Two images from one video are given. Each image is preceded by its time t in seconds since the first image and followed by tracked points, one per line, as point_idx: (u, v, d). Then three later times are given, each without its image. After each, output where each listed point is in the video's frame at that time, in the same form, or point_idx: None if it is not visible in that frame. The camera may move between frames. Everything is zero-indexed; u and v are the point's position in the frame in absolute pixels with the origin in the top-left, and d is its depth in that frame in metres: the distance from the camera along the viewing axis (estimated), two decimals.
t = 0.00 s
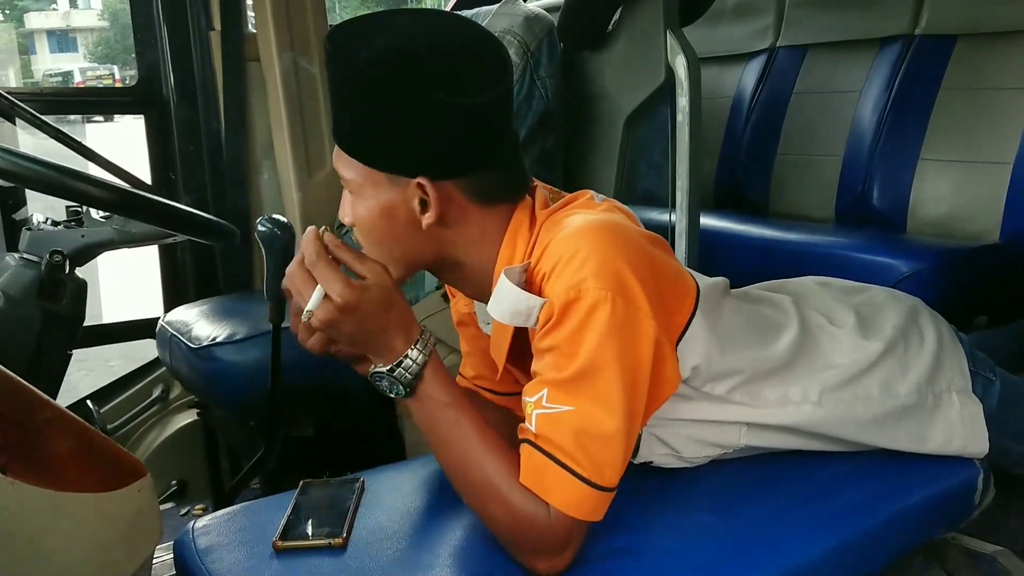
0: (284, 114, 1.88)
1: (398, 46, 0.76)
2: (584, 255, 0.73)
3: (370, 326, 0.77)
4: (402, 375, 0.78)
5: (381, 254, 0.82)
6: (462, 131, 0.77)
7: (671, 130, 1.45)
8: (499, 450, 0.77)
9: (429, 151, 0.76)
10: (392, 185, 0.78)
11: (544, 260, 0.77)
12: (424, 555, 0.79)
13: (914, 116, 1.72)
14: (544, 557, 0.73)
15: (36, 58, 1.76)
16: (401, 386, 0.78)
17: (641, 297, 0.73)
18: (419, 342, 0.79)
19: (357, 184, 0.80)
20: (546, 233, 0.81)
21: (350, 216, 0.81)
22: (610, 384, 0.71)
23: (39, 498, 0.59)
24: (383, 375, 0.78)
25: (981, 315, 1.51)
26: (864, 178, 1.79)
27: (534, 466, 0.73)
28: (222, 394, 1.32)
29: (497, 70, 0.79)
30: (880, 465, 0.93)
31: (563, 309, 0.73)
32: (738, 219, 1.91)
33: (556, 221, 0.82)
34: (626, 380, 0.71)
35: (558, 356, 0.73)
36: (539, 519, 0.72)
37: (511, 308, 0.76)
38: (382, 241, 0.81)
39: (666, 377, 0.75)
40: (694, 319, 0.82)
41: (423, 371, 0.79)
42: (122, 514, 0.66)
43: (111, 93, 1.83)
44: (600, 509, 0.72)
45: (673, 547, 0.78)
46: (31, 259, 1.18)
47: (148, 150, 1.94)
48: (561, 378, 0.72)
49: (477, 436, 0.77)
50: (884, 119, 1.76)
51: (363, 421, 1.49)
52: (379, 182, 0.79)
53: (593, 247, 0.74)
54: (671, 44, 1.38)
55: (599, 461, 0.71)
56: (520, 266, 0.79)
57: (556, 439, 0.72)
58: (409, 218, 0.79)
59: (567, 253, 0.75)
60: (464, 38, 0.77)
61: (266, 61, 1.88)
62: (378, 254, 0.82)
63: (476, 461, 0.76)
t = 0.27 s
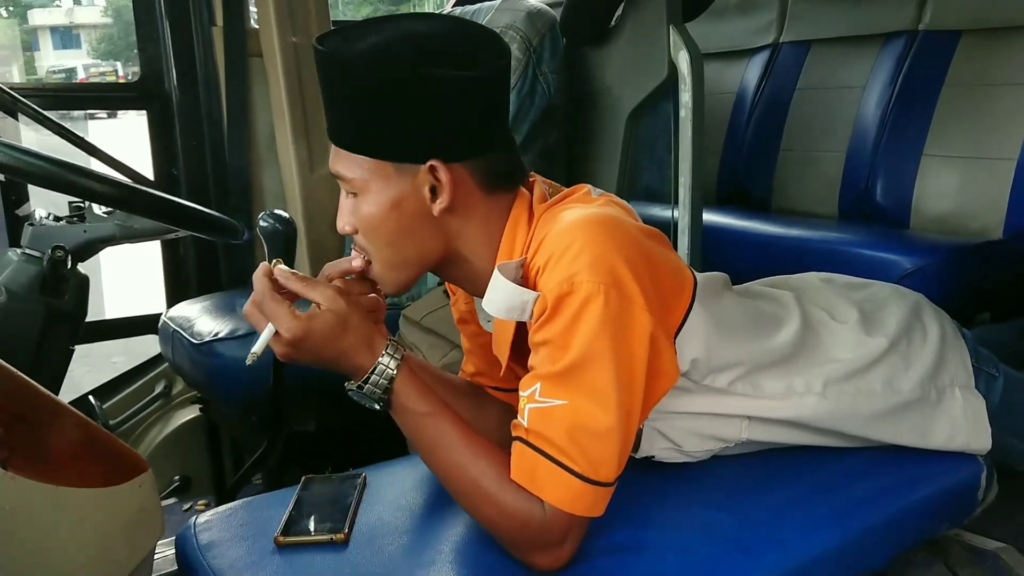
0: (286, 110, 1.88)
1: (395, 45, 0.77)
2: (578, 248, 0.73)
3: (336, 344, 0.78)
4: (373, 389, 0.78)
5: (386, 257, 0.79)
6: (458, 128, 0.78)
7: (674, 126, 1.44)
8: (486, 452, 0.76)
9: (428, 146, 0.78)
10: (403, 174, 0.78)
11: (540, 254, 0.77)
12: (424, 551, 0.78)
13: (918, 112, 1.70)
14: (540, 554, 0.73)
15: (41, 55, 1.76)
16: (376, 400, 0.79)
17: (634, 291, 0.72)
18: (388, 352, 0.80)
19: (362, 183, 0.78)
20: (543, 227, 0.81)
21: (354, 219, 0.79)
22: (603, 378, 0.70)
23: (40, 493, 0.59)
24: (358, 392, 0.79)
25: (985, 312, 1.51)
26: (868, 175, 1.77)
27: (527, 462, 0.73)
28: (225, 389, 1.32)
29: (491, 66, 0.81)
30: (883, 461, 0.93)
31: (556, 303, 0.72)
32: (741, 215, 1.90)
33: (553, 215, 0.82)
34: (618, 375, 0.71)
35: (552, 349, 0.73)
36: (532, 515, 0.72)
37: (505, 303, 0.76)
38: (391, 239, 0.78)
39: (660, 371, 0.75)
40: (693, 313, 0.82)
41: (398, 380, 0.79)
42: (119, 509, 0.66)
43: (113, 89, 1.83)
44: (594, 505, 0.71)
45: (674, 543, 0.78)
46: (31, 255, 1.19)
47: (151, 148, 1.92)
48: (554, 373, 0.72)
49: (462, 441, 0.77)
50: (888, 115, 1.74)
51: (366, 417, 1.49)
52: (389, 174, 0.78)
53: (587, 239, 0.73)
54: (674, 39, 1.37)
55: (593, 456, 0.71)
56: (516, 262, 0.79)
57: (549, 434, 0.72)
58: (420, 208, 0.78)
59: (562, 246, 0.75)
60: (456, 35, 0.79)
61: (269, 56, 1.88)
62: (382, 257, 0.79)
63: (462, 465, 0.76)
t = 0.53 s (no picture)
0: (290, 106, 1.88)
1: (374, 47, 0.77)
2: (575, 243, 0.73)
3: (317, 356, 0.78)
4: (359, 397, 0.78)
5: (385, 253, 0.79)
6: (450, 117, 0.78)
7: (677, 122, 1.43)
8: (479, 454, 0.76)
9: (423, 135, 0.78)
10: (392, 168, 0.78)
11: (537, 249, 0.77)
12: (423, 549, 0.78)
13: (923, 110, 1.69)
14: (537, 551, 0.73)
15: (44, 50, 1.75)
16: (364, 407, 0.79)
17: (631, 287, 0.72)
18: (369, 358, 0.79)
19: (353, 183, 0.79)
20: (540, 222, 0.81)
21: (349, 220, 0.79)
22: (598, 375, 0.70)
23: (41, 486, 0.60)
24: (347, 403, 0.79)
25: (989, 310, 1.50)
26: (872, 172, 1.76)
27: (522, 459, 0.73)
28: (226, 385, 1.32)
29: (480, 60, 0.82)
30: (884, 458, 0.93)
31: (554, 298, 0.72)
32: (743, 213, 1.90)
33: (550, 211, 0.82)
34: (614, 372, 0.71)
35: (548, 344, 0.72)
36: (527, 512, 0.72)
37: (502, 298, 0.76)
38: (388, 235, 0.78)
39: (657, 368, 0.75)
40: (692, 309, 0.82)
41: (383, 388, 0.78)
42: (122, 500, 0.66)
43: (115, 83, 1.82)
44: (590, 502, 0.71)
45: (675, 541, 0.78)
46: (34, 249, 1.18)
47: (153, 143, 1.91)
48: (550, 369, 0.71)
49: (454, 443, 0.77)
50: (892, 112, 1.73)
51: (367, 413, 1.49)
52: (378, 170, 0.78)
53: (584, 234, 0.73)
54: (677, 35, 1.35)
55: (588, 454, 0.70)
56: (514, 259, 0.79)
57: (545, 430, 0.71)
58: (413, 202, 0.78)
59: (559, 241, 0.74)
60: (442, 31, 0.80)
61: (272, 51, 1.88)
62: (381, 254, 0.79)
63: (454, 469, 0.75)
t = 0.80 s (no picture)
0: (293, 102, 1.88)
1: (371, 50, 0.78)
2: (586, 241, 0.73)
3: (307, 359, 0.78)
4: (356, 398, 0.77)
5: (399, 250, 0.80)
6: (451, 108, 0.78)
7: (683, 120, 1.43)
8: (477, 450, 0.76)
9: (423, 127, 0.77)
10: (396, 166, 0.77)
11: (548, 246, 0.77)
12: (426, 545, 0.78)
13: (929, 109, 1.68)
14: (538, 549, 0.73)
15: (48, 45, 1.76)
16: (362, 409, 0.78)
17: (641, 286, 0.72)
18: (363, 361, 0.79)
19: (361, 182, 0.79)
20: (552, 219, 0.81)
21: (361, 219, 0.80)
22: (604, 374, 0.70)
23: (45, 479, 0.60)
24: (343, 406, 0.78)
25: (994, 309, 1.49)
26: (877, 171, 1.76)
27: (523, 458, 0.72)
28: (229, 380, 1.32)
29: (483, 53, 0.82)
30: (888, 459, 0.93)
31: (562, 296, 0.72)
32: (748, 211, 1.89)
33: (561, 207, 0.82)
34: (619, 372, 0.70)
35: (555, 342, 0.72)
36: (529, 511, 0.72)
37: (510, 295, 0.75)
38: (398, 231, 0.78)
39: (664, 368, 0.74)
40: (702, 307, 0.81)
41: (379, 389, 0.78)
42: (125, 494, 0.66)
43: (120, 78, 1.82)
44: (592, 501, 0.71)
45: (679, 539, 0.78)
46: (38, 243, 1.18)
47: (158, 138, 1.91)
48: (556, 368, 0.71)
49: (451, 443, 0.76)
50: (898, 111, 1.72)
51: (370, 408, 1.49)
52: (383, 169, 0.78)
53: (596, 233, 0.73)
54: (683, 32, 1.35)
55: (591, 453, 0.70)
56: (524, 254, 0.79)
57: (547, 429, 0.71)
58: (419, 198, 0.78)
59: (570, 239, 0.74)
60: (440, 28, 0.81)
61: (276, 47, 1.88)
62: (396, 251, 0.80)
63: (451, 466, 0.75)
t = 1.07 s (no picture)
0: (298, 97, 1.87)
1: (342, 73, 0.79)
2: (580, 237, 0.72)
3: (303, 370, 0.81)
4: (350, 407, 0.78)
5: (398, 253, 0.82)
6: (432, 105, 0.77)
7: (688, 118, 1.42)
8: (470, 456, 0.75)
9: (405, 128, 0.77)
10: (375, 181, 0.79)
11: (544, 242, 0.76)
12: (428, 542, 0.78)
13: (936, 109, 1.67)
14: (536, 547, 0.72)
15: (55, 39, 1.74)
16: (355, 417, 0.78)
17: (636, 281, 0.71)
18: (357, 366, 0.81)
19: (351, 196, 0.81)
20: (548, 215, 0.80)
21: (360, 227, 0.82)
22: (598, 370, 0.70)
23: (45, 471, 0.60)
24: (339, 414, 0.78)
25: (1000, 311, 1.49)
26: (884, 171, 1.75)
27: (518, 454, 0.72)
28: (232, 375, 1.32)
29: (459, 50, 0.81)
30: (893, 459, 0.92)
31: (557, 292, 0.72)
32: (753, 210, 1.89)
33: (558, 203, 0.81)
34: (614, 368, 0.70)
35: (550, 339, 0.72)
36: (525, 509, 0.71)
37: (505, 293, 0.76)
38: (391, 239, 0.80)
39: (662, 366, 0.74)
40: (698, 305, 0.80)
41: (374, 396, 0.79)
42: (127, 487, 0.66)
43: (126, 72, 1.82)
44: (588, 499, 0.70)
45: (681, 538, 0.77)
46: (43, 236, 1.19)
47: (164, 133, 1.91)
48: (550, 365, 0.71)
49: (443, 442, 0.76)
50: (904, 111, 1.71)
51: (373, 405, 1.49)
52: (364, 185, 0.80)
53: (590, 228, 0.73)
54: (690, 30, 1.35)
55: (585, 450, 0.70)
56: (519, 253, 0.79)
57: (542, 426, 0.71)
58: (399, 210, 0.79)
59: (564, 236, 0.74)
60: (412, 33, 0.81)
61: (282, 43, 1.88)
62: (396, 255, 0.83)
63: (442, 472, 0.75)
